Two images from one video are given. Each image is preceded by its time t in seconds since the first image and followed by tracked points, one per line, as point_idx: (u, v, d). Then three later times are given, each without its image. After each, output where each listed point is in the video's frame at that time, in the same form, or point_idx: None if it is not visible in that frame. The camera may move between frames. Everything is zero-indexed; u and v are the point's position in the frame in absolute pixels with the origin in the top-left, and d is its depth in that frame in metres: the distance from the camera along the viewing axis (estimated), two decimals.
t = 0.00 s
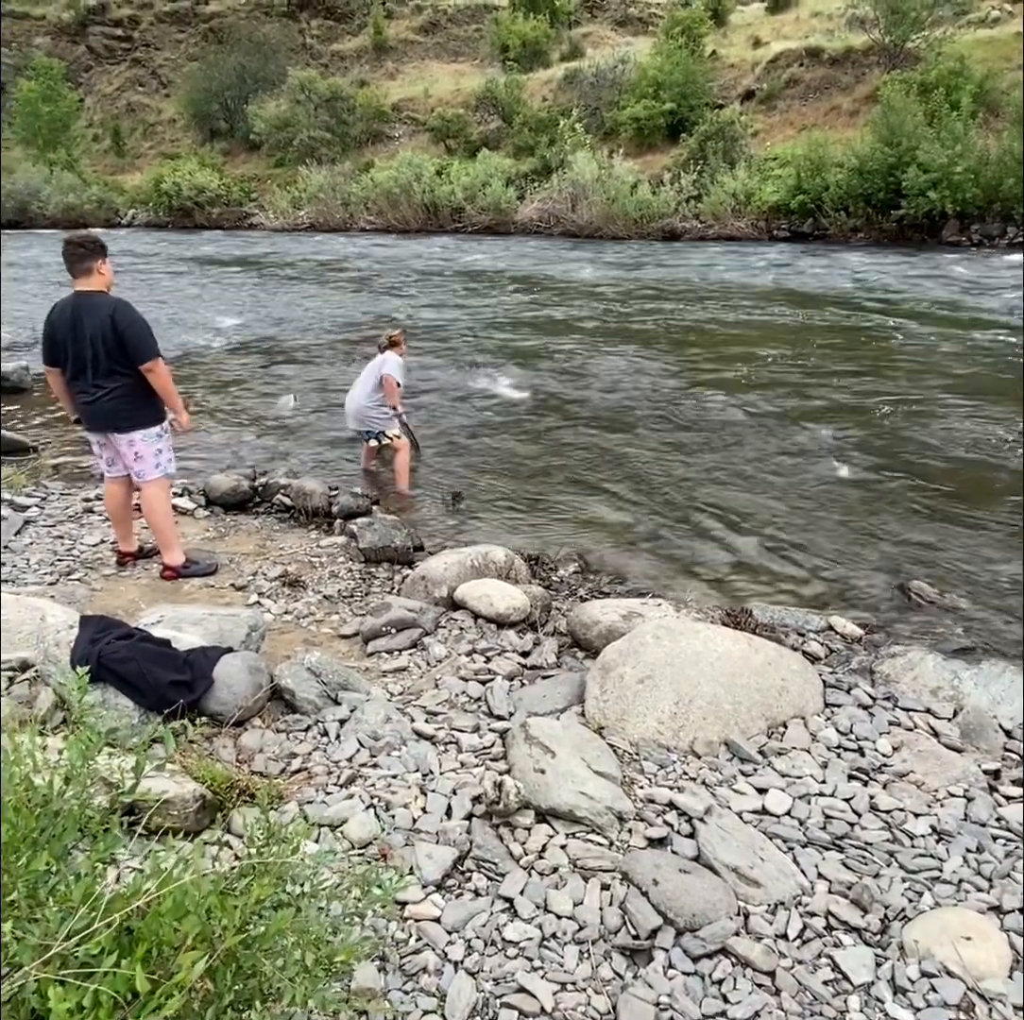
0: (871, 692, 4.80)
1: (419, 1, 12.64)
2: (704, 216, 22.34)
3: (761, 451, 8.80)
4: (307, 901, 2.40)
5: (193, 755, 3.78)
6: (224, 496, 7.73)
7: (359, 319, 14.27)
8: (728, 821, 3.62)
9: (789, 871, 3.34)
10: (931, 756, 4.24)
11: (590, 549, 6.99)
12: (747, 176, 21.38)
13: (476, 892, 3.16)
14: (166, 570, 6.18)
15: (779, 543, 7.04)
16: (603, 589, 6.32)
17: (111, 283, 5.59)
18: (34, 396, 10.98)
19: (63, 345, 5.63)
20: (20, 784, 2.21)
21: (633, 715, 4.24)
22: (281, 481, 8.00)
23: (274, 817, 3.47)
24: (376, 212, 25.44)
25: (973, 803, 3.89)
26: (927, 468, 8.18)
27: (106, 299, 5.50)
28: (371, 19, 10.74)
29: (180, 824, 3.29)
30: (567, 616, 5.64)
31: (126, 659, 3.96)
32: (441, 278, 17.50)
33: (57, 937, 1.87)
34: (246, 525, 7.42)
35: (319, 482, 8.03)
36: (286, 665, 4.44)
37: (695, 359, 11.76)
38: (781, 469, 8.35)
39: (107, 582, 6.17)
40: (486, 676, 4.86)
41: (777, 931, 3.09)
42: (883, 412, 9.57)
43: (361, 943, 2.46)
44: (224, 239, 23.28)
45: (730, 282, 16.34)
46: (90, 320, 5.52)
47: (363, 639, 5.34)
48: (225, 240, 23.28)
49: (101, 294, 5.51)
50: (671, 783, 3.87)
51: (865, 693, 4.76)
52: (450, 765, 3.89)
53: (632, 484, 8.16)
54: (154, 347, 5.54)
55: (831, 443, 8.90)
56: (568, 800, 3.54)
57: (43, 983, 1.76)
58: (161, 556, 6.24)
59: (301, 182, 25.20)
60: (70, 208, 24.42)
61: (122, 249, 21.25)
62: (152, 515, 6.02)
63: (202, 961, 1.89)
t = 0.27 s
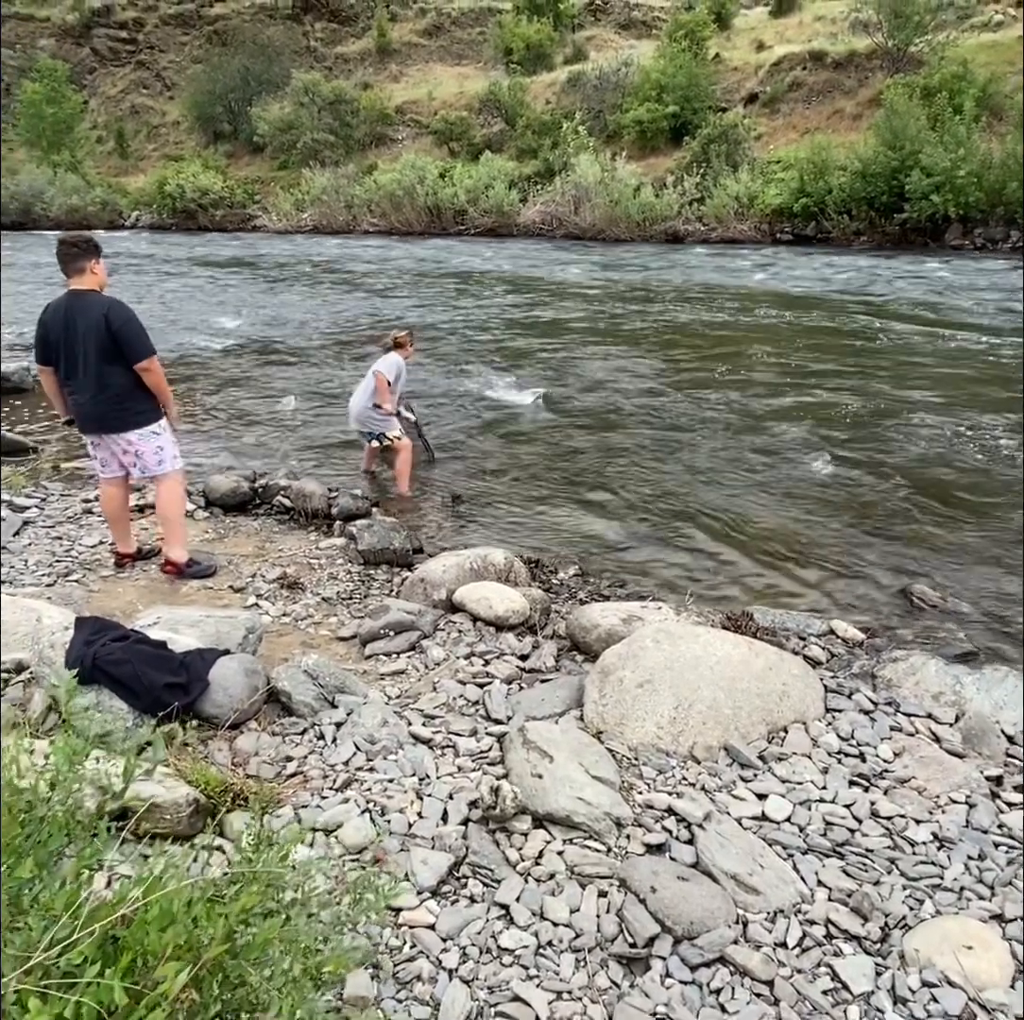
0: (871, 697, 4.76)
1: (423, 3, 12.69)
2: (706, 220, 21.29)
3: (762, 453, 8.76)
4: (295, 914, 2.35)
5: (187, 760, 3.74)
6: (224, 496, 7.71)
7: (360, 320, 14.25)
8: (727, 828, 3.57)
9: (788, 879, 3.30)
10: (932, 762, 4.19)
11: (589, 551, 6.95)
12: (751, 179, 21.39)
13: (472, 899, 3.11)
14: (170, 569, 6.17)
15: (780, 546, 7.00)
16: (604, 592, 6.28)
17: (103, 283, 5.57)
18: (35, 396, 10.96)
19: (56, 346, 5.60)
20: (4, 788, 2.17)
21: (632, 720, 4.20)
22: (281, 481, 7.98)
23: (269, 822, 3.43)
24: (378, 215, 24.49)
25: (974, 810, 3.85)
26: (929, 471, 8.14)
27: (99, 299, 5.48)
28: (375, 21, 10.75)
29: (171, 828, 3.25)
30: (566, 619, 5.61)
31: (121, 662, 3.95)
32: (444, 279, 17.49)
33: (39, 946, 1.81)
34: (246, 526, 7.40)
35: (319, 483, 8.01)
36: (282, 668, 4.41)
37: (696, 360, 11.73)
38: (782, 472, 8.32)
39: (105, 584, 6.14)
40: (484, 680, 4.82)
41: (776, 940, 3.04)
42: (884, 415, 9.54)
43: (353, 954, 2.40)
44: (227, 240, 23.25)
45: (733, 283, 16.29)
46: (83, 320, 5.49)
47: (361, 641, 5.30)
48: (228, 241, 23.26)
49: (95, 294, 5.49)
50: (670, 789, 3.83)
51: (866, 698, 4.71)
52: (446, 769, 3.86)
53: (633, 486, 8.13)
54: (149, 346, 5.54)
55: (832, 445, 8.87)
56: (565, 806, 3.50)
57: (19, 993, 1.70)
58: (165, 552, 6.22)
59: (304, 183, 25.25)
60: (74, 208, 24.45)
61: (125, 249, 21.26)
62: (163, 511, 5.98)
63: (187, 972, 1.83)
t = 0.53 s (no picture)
0: (884, 709, 4.61)
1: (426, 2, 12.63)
2: (710, 220, 21.95)
3: (767, 455, 8.62)
4: (283, 954, 2.22)
5: (177, 774, 3.61)
6: (222, 498, 7.58)
7: (361, 319, 14.13)
8: (737, 848, 3.44)
9: (802, 903, 3.17)
10: (948, 777, 4.05)
11: (592, 555, 6.81)
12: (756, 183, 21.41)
13: (472, 924, 2.98)
14: (168, 577, 5.99)
15: (787, 551, 6.86)
16: (608, 598, 6.14)
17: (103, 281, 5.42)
18: (32, 396, 10.83)
19: (55, 347, 5.46)
20: None
21: (638, 733, 4.07)
22: (280, 483, 7.85)
23: (261, 841, 3.29)
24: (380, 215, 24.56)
25: (993, 829, 3.70)
26: (938, 473, 8.00)
27: (99, 298, 5.33)
28: (379, 20, 10.63)
29: (158, 849, 3.12)
30: (569, 626, 5.47)
31: (108, 672, 3.82)
32: (446, 278, 17.37)
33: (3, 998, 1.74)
34: (244, 529, 7.26)
35: (319, 484, 7.87)
36: (277, 678, 4.27)
37: (699, 359, 11.60)
38: (788, 474, 8.18)
39: (98, 588, 6.00)
40: (485, 689, 4.68)
41: (790, 969, 2.91)
42: (890, 416, 9.41)
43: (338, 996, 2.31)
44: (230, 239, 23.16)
45: (737, 283, 16.18)
46: (82, 320, 5.35)
47: (359, 648, 5.17)
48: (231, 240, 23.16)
49: (94, 293, 5.34)
50: (677, 805, 3.70)
51: (878, 710, 4.57)
52: (446, 784, 3.72)
53: (637, 488, 7.98)
54: (149, 346, 5.40)
55: (839, 447, 8.73)
56: (569, 825, 3.36)
57: None
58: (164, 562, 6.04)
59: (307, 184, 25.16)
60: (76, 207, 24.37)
61: (126, 248, 21.15)
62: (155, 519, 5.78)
63: None
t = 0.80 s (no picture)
0: (908, 731, 4.37)
1: None
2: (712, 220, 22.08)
3: (777, 460, 8.37)
4: None
5: (160, 807, 3.38)
6: (216, 504, 7.33)
7: (360, 319, 13.87)
8: (761, 888, 3.21)
9: (833, 951, 2.94)
10: (980, 807, 3.81)
11: (598, 564, 6.57)
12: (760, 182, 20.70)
13: (477, 977, 2.75)
14: (157, 588, 5.75)
15: (799, 559, 6.62)
16: (615, 609, 5.90)
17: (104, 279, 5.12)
18: (24, 396, 10.60)
19: (52, 347, 5.18)
20: None
21: (652, 760, 3.84)
22: (276, 488, 7.60)
23: (250, 881, 3.06)
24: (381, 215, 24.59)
25: None
26: (953, 479, 7.74)
27: (96, 296, 5.02)
28: (380, 18, 10.34)
29: (138, 890, 2.90)
30: (576, 640, 5.23)
31: (89, 696, 3.58)
32: (444, 278, 17.09)
33: None
34: (238, 535, 7.02)
35: (316, 490, 7.62)
36: (270, 698, 4.04)
37: (704, 361, 11.34)
38: (799, 481, 7.94)
39: (85, 598, 5.77)
40: (488, 709, 4.44)
41: None
42: (901, 421, 9.15)
43: None
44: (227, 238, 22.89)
45: (741, 284, 15.89)
46: (78, 319, 5.04)
47: (357, 664, 4.93)
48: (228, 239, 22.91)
49: (93, 291, 5.04)
50: (695, 840, 3.47)
51: (902, 732, 4.34)
52: (448, 816, 3.49)
53: (643, 493, 7.74)
54: (147, 348, 5.08)
55: (850, 452, 8.47)
56: (581, 863, 3.14)
57: None
58: (154, 572, 5.80)
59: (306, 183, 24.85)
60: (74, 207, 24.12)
61: (123, 246, 20.92)
62: (140, 527, 5.53)
63: None
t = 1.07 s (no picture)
0: (934, 754, 4.15)
1: None
2: (714, 221, 21.74)
3: (787, 461, 8.13)
4: None
5: (143, 841, 3.16)
6: (211, 508, 7.11)
7: (359, 317, 13.64)
8: (786, 931, 2.99)
9: (866, 1005, 2.73)
10: (1015, 840, 3.59)
11: (605, 572, 6.35)
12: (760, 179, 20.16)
13: None
14: (149, 598, 5.52)
15: (813, 566, 6.39)
16: (623, 620, 5.68)
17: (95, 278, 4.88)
18: (18, 395, 10.38)
19: (42, 348, 4.95)
20: None
21: (666, 787, 3.63)
22: (273, 492, 7.37)
23: (239, 925, 2.85)
24: (381, 213, 25.07)
25: None
26: (969, 482, 7.51)
27: (85, 296, 4.79)
28: (382, 15, 10.09)
29: (117, 939, 2.68)
30: (583, 654, 5.02)
31: (68, 721, 3.36)
32: (444, 276, 16.82)
33: None
34: (233, 541, 6.79)
35: (314, 494, 7.40)
36: (262, 720, 3.82)
37: (710, 359, 11.10)
38: (810, 482, 7.70)
39: (73, 608, 5.54)
40: (493, 730, 4.22)
41: None
42: (913, 422, 8.92)
43: None
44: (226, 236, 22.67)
45: (746, 282, 15.64)
46: (68, 320, 4.81)
47: (355, 680, 4.71)
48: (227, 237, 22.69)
49: (83, 290, 4.80)
50: (714, 876, 3.26)
51: (928, 756, 4.12)
52: (450, 850, 3.27)
53: (651, 497, 7.51)
54: (137, 351, 4.83)
55: (862, 453, 8.23)
56: (594, 907, 2.93)
57: None
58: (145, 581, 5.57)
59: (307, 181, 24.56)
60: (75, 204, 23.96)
61: (121, 243, 20.69)
62: (131, 532, 5.30)
63: None
